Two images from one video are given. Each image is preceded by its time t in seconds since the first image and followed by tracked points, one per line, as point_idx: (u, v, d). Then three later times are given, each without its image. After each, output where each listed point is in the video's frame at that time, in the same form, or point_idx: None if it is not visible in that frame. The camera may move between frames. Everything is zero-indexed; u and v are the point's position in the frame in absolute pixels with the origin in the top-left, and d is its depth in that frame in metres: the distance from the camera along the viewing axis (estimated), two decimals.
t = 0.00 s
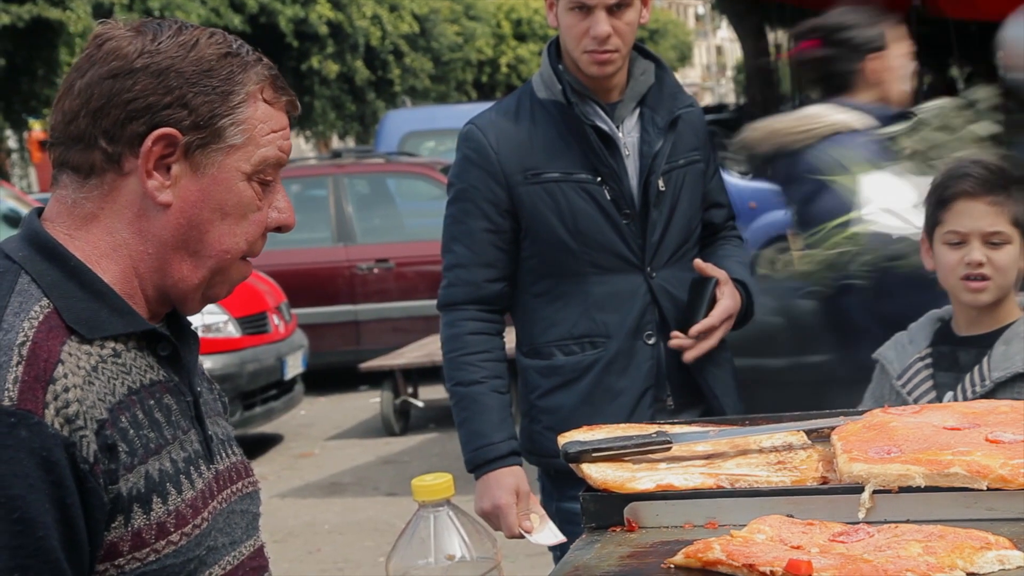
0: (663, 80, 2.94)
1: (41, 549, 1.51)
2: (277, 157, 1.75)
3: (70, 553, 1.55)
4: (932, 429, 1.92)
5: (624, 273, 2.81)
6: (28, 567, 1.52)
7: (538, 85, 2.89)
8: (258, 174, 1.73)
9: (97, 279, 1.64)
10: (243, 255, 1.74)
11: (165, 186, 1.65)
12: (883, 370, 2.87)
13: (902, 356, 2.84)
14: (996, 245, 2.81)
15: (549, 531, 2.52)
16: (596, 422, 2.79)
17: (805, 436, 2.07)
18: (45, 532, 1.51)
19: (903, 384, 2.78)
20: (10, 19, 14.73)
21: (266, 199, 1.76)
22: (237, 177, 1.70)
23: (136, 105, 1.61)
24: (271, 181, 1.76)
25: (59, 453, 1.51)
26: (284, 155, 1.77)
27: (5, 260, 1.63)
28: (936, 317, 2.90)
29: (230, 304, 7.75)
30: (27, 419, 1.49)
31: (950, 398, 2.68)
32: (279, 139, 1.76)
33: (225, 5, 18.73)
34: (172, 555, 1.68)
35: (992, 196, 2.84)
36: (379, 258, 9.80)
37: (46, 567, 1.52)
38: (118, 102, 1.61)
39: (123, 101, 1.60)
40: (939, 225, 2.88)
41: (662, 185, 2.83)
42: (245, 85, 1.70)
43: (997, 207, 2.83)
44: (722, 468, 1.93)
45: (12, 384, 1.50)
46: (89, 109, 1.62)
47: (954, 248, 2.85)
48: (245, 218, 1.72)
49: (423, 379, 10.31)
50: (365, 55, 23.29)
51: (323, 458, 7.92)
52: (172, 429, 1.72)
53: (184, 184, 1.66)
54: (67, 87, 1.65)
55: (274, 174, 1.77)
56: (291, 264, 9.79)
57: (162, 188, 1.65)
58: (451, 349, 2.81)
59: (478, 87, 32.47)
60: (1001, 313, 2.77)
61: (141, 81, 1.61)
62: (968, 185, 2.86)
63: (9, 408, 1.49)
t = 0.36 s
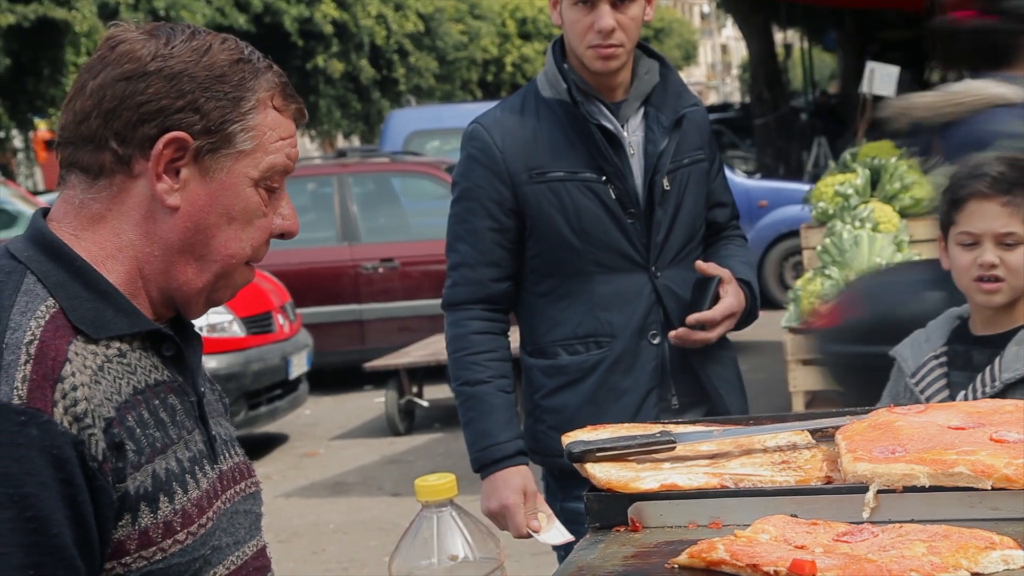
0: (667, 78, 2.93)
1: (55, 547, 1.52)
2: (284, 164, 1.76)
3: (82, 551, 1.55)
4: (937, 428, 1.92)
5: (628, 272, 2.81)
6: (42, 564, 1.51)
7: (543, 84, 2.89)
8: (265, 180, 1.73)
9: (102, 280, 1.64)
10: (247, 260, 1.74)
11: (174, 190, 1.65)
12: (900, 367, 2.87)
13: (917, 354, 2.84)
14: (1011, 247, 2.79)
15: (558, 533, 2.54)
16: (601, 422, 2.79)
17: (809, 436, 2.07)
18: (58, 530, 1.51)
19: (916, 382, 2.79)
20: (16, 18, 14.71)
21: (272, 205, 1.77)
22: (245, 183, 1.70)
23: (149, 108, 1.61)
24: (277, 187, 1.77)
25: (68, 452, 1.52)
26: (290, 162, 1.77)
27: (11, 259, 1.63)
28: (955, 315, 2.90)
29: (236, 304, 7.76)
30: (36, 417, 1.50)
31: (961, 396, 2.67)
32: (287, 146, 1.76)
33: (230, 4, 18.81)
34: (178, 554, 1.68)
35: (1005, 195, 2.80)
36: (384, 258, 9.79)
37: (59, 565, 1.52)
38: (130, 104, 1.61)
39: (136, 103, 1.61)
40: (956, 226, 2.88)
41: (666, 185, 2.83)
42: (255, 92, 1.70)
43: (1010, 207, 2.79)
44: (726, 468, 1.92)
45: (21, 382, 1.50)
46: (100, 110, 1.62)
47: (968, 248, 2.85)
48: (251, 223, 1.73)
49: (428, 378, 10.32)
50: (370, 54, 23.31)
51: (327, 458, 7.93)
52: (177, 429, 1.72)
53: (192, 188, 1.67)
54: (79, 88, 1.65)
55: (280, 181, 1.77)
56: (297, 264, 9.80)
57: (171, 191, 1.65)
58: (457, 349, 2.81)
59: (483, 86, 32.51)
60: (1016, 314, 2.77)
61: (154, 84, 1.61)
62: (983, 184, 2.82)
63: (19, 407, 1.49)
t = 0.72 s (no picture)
0: (665, 81, 2.93)
1: (57, 545, 1.52)
2: (288, 178, 1.76)
3: (83, 549, 1.56)
4: (935, 431, 1.91)
5: (627, 275, 2.81)
6: (45, 563, 1.53)
7: (541, 86, 2.89)
8: (269, 193, 1.74)
9: (102, 282, 1.64)
10: (246, 271, 1.75)
11: (180, 197, 1.65)
12: (905, 369, 2.84)
13: (923, 356, 2.81)
14: (1013, 252, 2.82)
15: (563, 530, 2.51)
16: (599, 424, 2.78)
17: (807, 439, 2.06)
18: (60, 528, 1.52)
19: (920, 382, 2.76)
20: (14, 21, 14.62)
21: (273, 217, 1.78)
22: (250, 195, 1.70)
23: (162, 115, 1.61)
24: (280, 200, 1.77)
25: (68, 451, 1.52)
26: (294, 176, 1.78)
27: (10, 261, 1.63)
28: (963, 317, 2.88)
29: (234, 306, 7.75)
30: (36, 417, 1.50)
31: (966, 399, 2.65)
32: (293, 160, 1.77)
33: (229, 7, 18.83)
34: (177, 555, 1.68)
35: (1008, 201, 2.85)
36: (382, 260, 9.80)
37: (62, 563, 1.53)
38: (143, 110, 1.61)
39: (149, 109, 1.61)
40: (959, 231, 2.92)
41: (664, 188, 2.83)
42: (265, 106, 1.71)
43: (1014, 211, 2.83)
44: (724, 471, 1.92)
45: (21, 382, 1.50)
46: (112, 114, 1.61)
47: (971, 252, 2.88)
48: (253, 234, 1.73)
49: (427, 381, 10.32)
50: (369, 57, 23.32)
51: (326, 460, 7.92)
52: (176, 430, 1.71)
53: (198, 197, 1.67)
54: (89, 90, 1.64)
55: (283, 194, 1.77)
56: (295, 266, 9.79)
57: (177, 199, 1.65)
58: (456, 352, 2.80)
59: (481, 88, 32.51)
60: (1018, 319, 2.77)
61: (168, 92, 1.61)
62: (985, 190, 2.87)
63: (19, 406, 1.49)
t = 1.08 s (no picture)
0: (663, 82, 2.93)
1: (53, 541, 1.52)
2: (292, 190, 1.76)
3: (80, 545, 1.55)
4: (932, 433, 1.91)
5: (624, 277, 2.80)
6: (41, 559, 1.52)
7: (539, 87, 2.90)
8: (273, 205, 1.74)
9: (102, 281, 1.63)
10: (246, 279, 1.74)
11: (187, 204, 1.65)
12: (905, 370, 2.84)
13: (922, 356, 2.81)
14: (1008, 258, 2.82)
15: (562, 530, 2.51)
16: (597, 426, 2.78)
17: (804, 441, 2.06)
18: (56, 523, 1.51)
19: (920, 383, 2.76)
20: (11, 22, 14.57)
21: (274, 228, 1.78)
22: (255, 206, 1.70)
23: (175, 122, 1.61)
24: (282, 211, 1.78)
25: (66, 447, 1.51)
26: (298, 188, 1.78)
27: (9, 260, 1.63)
28: (964, 317, 2.88)
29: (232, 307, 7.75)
30: (34, 413, 1.50)
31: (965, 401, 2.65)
32: (298, 173, 1.77)
33: (226, 7, 18.84)
34: (174, 553, 1.67)
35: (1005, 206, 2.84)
36: (380, 261, 9.81)
37: (59, 560, 1.53)
38: (156, 116, 1.60)
39: (162, 116, 1.61)
40: (956, 236, 2.92)
41: (662, 189, 2.82)
42: (275, 118, 1.71)
43: (1008, 216, 2.83)
44: (721, 473, 1.92)
45: (19, 378, 1.50)
46: (124, 118, 1.61)
47: (967, 258, 2.88)
48: (255, 244, 1.73)
49: (424, 382, 10.32)
50: (367, 57, 23.34)
51: (323, 462, 7.91)
52: (173, 429, 1.71)
53: (205, 204, 1.66)
54: (102, 92, 1.63)
55: (286, 205, 1.77)
56: (293, 267, 9.79)
57: (184, 206, 1.65)
58: (454, 354, 2.80)
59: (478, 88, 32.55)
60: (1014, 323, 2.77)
61: (181, 100, 1.61)
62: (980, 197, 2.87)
63: (17, 402, 1.49)
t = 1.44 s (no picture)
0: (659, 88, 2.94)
1: (46, 541, 1.51)
2: (292, 200, 1.77)
3: (74, 546, 1.55)
4: (926, 438, 1.91)
5: (620, 282, 2.80)
6: (34, 559, 1.51)
7: (535, 92, 2.90)
8: (273, 214, 1.74)
9: (100, 283, 1.63)
10: (244, 287, 1.75)
11: (189, 211, 1.64)
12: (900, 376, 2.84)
13: (917, 361, 2.81)
14: (995, 274, 2.78)
15: (558, 537, 2.52)
16: (593, 432, 2.78)
17: (799, 446, 2.06)
18: (49, 524, 1.50)
19: (915, 389, 2.76)
20: (7, 25, 14.51)
21: (273, 237, 1.78)
22: (256, 214, 1.70)
23: (180, 130, 1.61)
24: (281, 221, 1.78)
25: (61, 447, 1.51)
26: (298, 198, 1.79)
27: (6, 262, 1.62)
28: (957, 323, 2.88)
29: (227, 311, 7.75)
30: (29, 412, 1.49)
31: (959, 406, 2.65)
32: (298, 183, 1.78)
33: (223, 11, 18.84)
34: (169, 555, 1.66)
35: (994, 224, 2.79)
36: (376, 266, 9.80)
37: (51, 560, 1.52)
38: (161, 122, 1.60)
39: (167, 122, 1.60)
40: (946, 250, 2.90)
41: (658, 194, 2.82)
42: (278, 128, 1.72)
43: (994, 233, 2.79)
44: (717, 478, 1.92)
45: (14, 377, 1.50)
46: (129, 124, 1.61)
47: (955, 272, 2.85)
48: (254, 252, 1.73)
49: (420, 386, 10.32)
50: (363, 61, 23.34)
51: (319, 466, 7.91)
52: (169, 432, 1.70)
53: (207, 212, 1.66)
54: (106, 97, 1.63)
55: (285, 215, 1.78)
56: (289, 271, 9.78)
57: (186, 213, 1.64)
58: (450, 359, 2.80)
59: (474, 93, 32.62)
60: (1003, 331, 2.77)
61: (187, 108, 1.61)
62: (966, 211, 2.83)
63: (12, 401, 1.49)
